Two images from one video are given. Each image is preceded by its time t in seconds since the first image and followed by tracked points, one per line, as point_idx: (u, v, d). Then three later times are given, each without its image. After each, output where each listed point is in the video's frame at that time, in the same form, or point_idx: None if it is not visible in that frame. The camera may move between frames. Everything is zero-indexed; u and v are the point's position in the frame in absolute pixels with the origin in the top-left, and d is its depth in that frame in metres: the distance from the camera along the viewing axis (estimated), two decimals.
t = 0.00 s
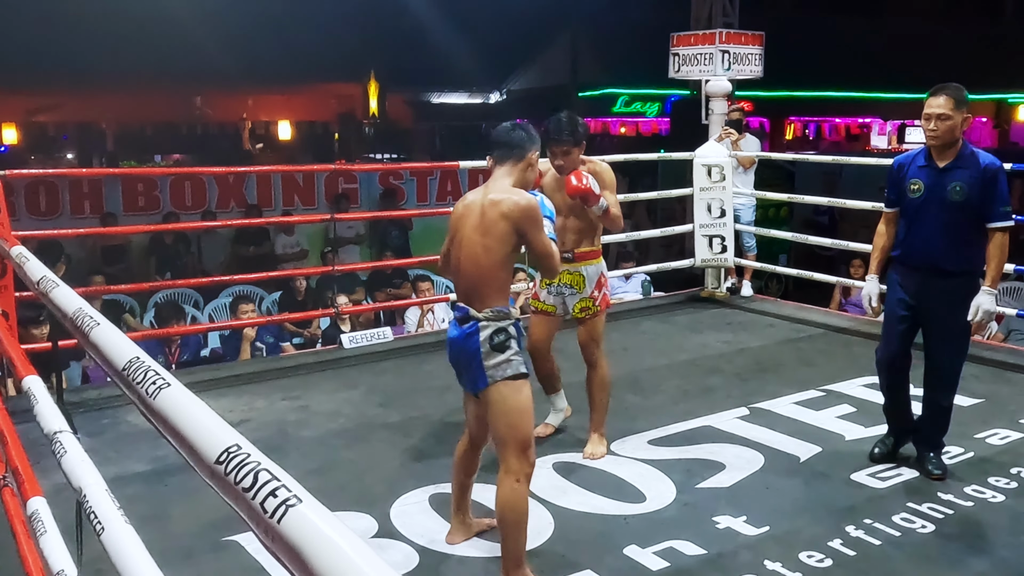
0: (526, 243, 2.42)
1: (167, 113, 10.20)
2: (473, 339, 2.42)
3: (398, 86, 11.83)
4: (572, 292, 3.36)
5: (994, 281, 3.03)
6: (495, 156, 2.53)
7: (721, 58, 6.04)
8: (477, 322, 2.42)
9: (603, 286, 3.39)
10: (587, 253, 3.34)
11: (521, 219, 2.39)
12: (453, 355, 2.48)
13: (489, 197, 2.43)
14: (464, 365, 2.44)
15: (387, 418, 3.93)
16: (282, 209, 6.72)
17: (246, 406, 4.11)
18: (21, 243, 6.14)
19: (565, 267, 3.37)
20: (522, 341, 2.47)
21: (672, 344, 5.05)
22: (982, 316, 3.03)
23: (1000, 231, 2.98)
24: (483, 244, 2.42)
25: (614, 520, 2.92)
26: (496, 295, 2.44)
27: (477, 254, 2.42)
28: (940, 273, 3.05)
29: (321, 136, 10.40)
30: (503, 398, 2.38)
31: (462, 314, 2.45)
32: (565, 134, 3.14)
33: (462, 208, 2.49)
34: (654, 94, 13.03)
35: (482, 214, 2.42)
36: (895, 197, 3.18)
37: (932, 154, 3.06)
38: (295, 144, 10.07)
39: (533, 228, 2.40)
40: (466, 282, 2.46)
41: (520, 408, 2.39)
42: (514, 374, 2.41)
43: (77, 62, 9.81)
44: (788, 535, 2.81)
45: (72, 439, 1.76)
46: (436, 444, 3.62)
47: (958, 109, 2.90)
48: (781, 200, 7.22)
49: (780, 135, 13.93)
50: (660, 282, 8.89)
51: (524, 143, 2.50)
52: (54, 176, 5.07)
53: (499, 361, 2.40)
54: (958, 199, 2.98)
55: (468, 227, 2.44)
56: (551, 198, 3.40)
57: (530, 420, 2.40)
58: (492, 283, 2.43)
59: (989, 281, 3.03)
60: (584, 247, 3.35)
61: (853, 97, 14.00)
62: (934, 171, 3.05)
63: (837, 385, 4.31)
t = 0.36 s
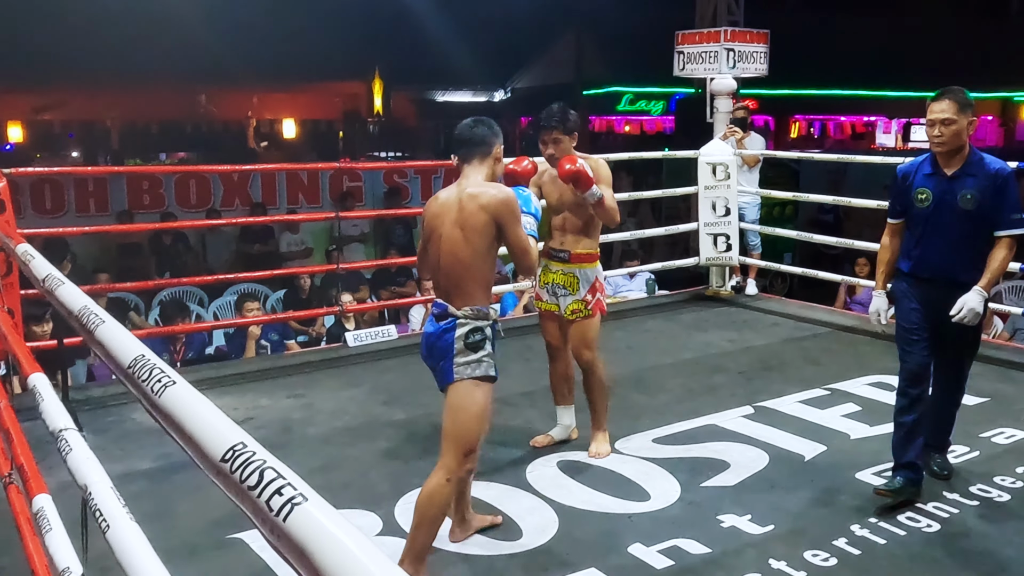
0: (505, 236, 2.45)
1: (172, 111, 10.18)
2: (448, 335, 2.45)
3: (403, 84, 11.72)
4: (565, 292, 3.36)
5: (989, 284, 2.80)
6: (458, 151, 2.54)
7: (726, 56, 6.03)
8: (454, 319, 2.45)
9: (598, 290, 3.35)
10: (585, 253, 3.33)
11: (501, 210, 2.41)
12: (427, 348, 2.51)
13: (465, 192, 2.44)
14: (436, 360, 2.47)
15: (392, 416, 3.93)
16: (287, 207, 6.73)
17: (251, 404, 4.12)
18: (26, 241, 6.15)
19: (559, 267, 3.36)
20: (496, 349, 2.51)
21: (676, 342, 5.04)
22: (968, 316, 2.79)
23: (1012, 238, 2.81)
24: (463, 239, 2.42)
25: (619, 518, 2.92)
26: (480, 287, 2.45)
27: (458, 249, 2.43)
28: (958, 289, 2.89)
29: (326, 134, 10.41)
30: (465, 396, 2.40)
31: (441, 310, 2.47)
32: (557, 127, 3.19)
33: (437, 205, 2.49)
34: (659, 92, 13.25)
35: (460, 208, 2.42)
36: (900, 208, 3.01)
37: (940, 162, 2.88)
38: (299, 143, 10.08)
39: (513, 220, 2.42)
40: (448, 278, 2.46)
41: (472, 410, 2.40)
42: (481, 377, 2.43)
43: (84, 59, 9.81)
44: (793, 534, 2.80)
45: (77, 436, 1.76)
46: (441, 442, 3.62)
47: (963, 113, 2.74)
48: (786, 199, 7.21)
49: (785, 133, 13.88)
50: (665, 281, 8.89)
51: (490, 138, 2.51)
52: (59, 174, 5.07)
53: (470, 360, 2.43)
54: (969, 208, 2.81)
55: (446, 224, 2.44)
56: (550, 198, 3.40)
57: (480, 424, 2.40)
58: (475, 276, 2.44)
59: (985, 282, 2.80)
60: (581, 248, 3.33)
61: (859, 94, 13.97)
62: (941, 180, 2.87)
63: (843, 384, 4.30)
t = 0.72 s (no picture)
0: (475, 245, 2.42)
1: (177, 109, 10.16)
2: (466, 318, 2.47)
3: (406, 83, 11.84)
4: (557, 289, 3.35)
5: (996, 292, 2.65)
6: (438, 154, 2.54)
7: (730, 55, 6.01)
8: (470, 305, 2.49)
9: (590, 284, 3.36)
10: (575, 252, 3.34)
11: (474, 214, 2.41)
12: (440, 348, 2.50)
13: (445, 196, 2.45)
14: (459, 348, 2.47)
15: (396, 415, 3.93)
16: (291, 205, 6.75)
17: (254, 402, 4.12)
18: (32, 239, 6.17)
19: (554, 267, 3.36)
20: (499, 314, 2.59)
21: (680, 341, 5.04)
22: (980, 329, 2.62)
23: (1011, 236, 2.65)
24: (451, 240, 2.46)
25: (623, 517, 2.92)
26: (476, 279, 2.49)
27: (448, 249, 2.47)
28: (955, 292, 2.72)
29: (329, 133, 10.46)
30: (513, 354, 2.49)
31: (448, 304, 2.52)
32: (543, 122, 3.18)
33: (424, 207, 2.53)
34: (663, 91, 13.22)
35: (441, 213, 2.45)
36: (891, 210, 2.86)
37: (929, 157, 2.73)
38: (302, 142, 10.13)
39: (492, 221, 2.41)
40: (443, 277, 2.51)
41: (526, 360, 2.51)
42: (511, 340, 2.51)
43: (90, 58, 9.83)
44: (798, 533, 2.80)
45: (82, 434, 1.77)
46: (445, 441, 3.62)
47: (949, 105, 2.60)
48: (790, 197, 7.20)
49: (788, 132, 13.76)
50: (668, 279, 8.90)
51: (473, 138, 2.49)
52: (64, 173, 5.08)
53: (501, 331, 2.50)
54: (963, 205, 2.65)
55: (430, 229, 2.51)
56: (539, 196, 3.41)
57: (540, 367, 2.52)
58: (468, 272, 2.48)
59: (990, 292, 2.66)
60: (572, 246, 3.35)
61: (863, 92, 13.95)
62: (933, 177, 2.72)
63: (847, 383, 4.29)
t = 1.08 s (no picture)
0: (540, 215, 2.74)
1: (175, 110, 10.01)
2: (522, 307, 2.70)
3: (405, 82, 11.73)
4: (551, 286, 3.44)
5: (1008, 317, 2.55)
6: (467, 151, 2.72)
7: (729, 54, 6.01)
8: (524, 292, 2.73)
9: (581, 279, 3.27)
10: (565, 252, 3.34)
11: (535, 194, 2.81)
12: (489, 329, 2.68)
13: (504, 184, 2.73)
14: (508, 333, 2.68)
15: (396, 414, 3.93)
16: (290, 204, 6.74)
17: (254, 401, 4.12)
18: (30, 238, 6.16)
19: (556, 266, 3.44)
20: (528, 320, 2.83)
21: (680, 340, 5.04)
22: (998, 359, 2.61)
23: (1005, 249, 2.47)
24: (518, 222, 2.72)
25: (623, 516, 2.92)
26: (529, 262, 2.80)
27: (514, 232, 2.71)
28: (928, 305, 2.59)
29: (329, 134, 10.39)
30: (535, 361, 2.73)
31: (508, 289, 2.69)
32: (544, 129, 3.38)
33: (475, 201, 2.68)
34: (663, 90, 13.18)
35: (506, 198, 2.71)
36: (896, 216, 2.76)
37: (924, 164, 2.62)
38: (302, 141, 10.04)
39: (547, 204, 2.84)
40: (499, 262, 2.69)
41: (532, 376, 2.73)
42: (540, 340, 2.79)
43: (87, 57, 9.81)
44: (797, 531, 2.80)
45: (82, 433, 1.77)
46: (444, 439, 3.62)
47: (930, 111, 2.49)
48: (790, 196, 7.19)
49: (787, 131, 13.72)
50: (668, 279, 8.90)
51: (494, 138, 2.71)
52: (62, 172, 5.07)
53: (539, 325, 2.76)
54: (947, 217, 2.52)
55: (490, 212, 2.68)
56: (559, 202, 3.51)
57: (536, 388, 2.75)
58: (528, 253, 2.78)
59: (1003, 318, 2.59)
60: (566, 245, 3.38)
61: (863, 92, 13.94)
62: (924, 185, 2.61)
63: (846, 382, 4.30)
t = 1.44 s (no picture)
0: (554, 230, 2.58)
1: (176, 106, 10.22)
2: (527, 312, 2.65)
3: (402, 81, 11.81)
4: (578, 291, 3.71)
5: (957, 314, 2.41)
6: (500, 143, 2.60)
7: (726, 53, 6.00)
8: (530, 298, 2.67)
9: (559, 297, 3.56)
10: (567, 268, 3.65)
11: (550, 211, 2.54)
12: (496, 329, 2.69)
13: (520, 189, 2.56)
14: (512, 336, 2.66)
15: (392, 412, 3.93)
16: (288, 203, 6.75)
17: (251, 400, 4.12)
18: (28, 236, 6.16)
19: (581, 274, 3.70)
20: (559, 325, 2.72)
21: (678, 338, 5.05)
22: (933, 355, 2.45)
23: (979, 248, 2.40)
24: (520, 235, 2.60)
25: (620, 515, 2.92)
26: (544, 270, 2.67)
27: (518, 241, 2.61)
28: (920, 306, 2.60)
29: (327, 133, 10.38)
30: (552, 362, 2.64)
31: (512, 293, 2.66)
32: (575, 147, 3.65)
33: (485, 200, 2.62)
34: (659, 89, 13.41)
35: (511, 208, 2.56)
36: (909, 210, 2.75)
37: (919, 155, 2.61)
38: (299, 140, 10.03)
39: (565, 225, 2.56)
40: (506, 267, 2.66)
41: (560, 379, 2.64)
42: (560, 342, 2.68)
43: (87, 53, 9.78)
44: (793, 530, 2.81)
45: (77, 432, 1.76)
46: (441, 438, 3.62)
47: (919, 102, 2.49)
48: (787, 194, 7.20)
49: (785, 130, 13.84)
50: (664, 277, 8.91)
51: (528, 127, 2.61)
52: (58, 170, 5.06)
53: (549, 331, 2.66)
54: (927, 211, 2.52)
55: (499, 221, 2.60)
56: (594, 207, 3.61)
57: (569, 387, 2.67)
58: (537, 263, 2.64)
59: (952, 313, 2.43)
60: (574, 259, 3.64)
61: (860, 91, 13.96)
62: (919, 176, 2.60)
63: (843, 380, 4.30)
